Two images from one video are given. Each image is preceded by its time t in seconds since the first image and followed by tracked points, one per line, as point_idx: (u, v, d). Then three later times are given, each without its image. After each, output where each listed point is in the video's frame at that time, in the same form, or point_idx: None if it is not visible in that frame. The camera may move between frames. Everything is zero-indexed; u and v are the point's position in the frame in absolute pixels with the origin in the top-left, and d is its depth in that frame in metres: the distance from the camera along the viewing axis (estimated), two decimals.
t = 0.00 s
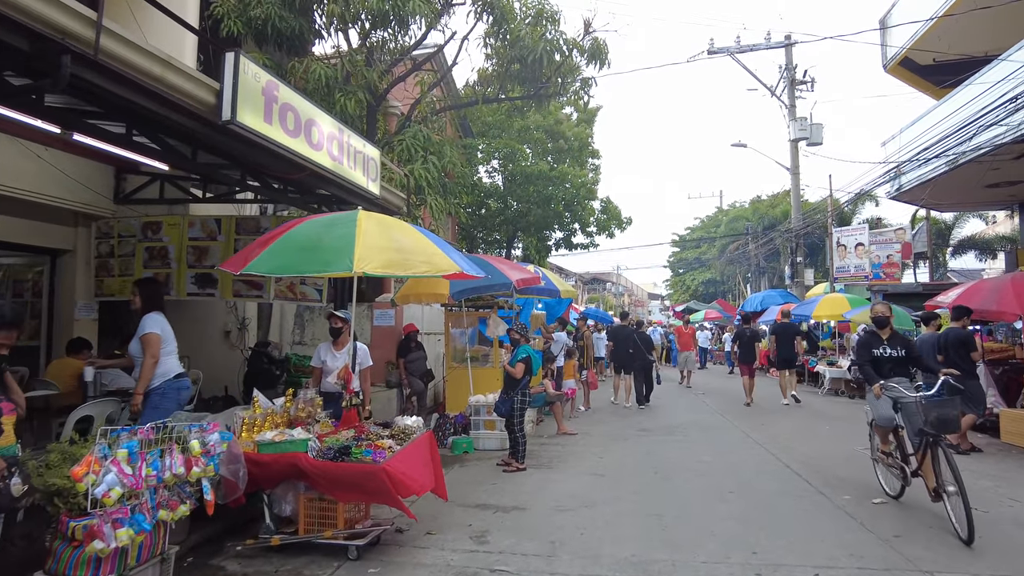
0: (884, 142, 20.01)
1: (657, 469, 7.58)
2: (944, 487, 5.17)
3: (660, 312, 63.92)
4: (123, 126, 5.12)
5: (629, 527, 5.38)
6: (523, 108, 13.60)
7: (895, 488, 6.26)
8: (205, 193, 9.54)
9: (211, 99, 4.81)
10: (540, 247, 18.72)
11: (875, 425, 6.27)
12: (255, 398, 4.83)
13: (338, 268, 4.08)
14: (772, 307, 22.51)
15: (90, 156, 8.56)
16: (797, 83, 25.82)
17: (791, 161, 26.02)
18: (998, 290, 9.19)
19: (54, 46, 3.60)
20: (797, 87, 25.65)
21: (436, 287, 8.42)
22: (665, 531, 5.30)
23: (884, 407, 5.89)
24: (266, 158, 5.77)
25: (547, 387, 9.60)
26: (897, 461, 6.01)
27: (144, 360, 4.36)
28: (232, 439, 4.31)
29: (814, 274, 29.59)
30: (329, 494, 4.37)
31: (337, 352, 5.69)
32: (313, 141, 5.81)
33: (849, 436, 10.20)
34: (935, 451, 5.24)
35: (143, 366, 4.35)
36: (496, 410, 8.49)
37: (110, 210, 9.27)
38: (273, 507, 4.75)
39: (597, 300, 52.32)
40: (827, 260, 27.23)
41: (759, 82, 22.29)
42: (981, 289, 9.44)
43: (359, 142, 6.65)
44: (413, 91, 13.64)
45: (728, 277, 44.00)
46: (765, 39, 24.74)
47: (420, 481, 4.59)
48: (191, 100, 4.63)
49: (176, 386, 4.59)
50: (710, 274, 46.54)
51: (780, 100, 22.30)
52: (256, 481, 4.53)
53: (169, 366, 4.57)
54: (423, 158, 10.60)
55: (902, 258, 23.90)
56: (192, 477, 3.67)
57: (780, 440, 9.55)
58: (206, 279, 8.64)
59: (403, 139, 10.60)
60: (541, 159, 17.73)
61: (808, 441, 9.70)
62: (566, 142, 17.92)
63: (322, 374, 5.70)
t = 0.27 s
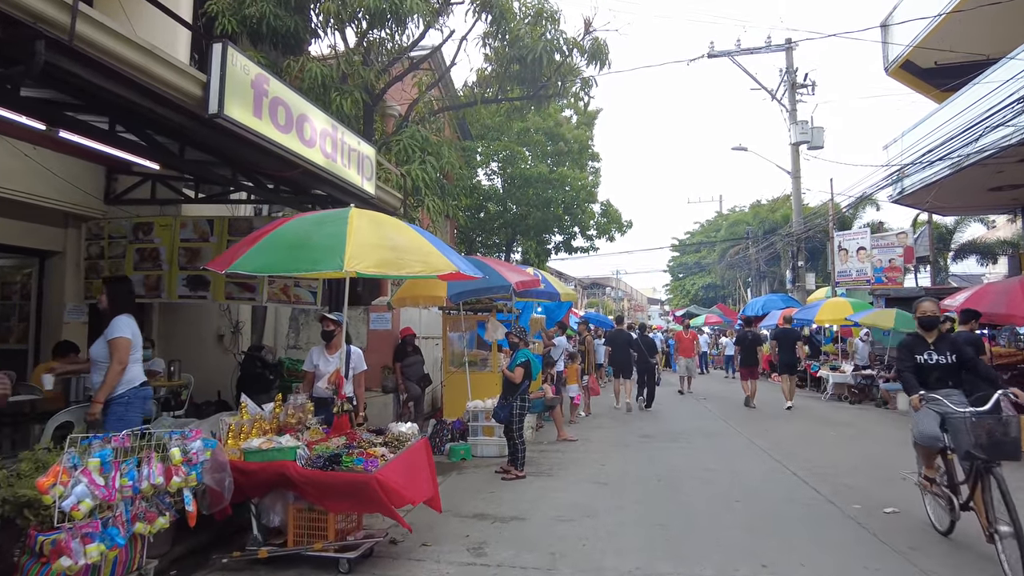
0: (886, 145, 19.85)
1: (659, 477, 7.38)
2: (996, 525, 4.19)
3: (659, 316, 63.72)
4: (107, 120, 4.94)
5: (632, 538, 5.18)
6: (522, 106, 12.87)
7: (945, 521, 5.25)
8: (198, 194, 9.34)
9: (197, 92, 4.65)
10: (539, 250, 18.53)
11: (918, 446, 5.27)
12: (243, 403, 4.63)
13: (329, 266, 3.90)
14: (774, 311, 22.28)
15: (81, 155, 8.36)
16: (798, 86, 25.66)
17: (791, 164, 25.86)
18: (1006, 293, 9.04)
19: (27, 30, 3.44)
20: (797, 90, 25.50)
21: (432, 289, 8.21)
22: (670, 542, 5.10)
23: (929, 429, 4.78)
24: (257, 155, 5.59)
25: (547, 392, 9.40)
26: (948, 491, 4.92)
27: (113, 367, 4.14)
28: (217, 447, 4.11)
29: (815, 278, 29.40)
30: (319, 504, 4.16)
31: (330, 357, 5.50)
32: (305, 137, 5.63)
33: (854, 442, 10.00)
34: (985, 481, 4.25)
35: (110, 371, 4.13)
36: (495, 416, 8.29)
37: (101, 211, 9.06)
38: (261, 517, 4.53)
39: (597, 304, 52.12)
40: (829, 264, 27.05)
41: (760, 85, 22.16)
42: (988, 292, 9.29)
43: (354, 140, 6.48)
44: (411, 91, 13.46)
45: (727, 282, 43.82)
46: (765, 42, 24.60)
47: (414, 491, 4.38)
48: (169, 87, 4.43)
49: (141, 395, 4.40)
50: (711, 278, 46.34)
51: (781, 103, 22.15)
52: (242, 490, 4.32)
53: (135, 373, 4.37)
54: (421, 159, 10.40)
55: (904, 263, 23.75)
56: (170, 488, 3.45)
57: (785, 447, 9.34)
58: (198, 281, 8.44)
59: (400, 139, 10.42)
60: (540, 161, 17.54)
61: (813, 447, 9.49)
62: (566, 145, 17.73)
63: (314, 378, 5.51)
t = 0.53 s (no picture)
0: (891, 150, 19.65)
1: (668, 489, 7.12)
2: None
3: (660, 322, 63.46)
4: (90, 114, 4.70)
5: (643, 556, 4.92)
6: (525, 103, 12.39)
7: None
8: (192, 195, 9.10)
9: (186, 85, 4.42)
10: (541, 255, 18.29)
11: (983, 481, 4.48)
12: (233, 414, 4.38)
13: (323, 270, 3.65)
14: (778, 317, 22.05)
15: (72, 155, 8.12)
16: (801, 90, 25.46)
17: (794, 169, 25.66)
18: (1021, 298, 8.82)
19: None
20: (800, 94, 25.31)
21: (432, 294, 7.97)
22: (682, 560, 4.84)
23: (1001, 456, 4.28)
24: (250, 153, 5.35)
25: (550, 400, 9.14)
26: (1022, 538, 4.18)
27: (81, 376, 3.90)
28: (204, 462, 3.85)
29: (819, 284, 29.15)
30: (313, 522, 3.90)
31: (326, 364, 5.25)
32: (301, 135, 5.40)
33: (865, 452, 9.74)
34: None
35: (78, 381, 3.88)
36: (497, 425, 8.03)
37: (92, 213, 8.82)
38: (251, 536, 4.27)
39: (597, 309, 51.88)
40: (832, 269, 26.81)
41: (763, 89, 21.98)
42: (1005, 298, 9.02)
43: (352, 138, 6.25)
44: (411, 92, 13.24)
45: (729, 287, 43.61)
46: (768, 46, 24.43)
47: (413, 509, 4.12)
48: (155, 78, 4.21)
49: (107, 407, 4.17)
50: (712, 284, 46.10)
51: (784, 108, 21.97)
52: (232, 507, 4.06)
53: (101, 384, 4.14)
54: (421, 161, 10.17)
55: (908, 269, 23.44)
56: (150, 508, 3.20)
57: (795, 457, 9.08)
58: (192, 286, 8.20)
59: (400, 141, 10.19)
60: (542, 165, 17.32)
61: (824, 457, 9.22)
62: (568, 148, 17.50)
63: (310, 387, 5.26)
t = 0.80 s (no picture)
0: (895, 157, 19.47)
1: (674, 504, 6.89)
2: None
3: (660, 330, 63.22)
4: (74, 111, 4.50)
5: None
6: (524, 113, 12.49)
7: None
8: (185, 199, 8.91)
9: (175, 82, 4.22)
10: (541, 262, 18.08)
11: None
12: (221, 428, 4.15)
13: (315, 274, 3.44)
14: (780, 325, 21.82)
15: (62, 158, 7.93)
16: (803, 97, 25.30)
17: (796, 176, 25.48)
18: None
19: None
20: (802, 101, 25.15)
21: (432, 301, 7.74)
22: None
23: None
24: (243, 154, 5.15)
25: (551, 409, 8.91)
26: None
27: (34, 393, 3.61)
28: (189, 479, 3.62)
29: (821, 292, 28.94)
30: (305, 543, 3.67)
31: (320, 375, 5.07)
32: (296, 135, 5.21)
33: (875, 464, 9.50)
34: None
35: (29, 398, 3.59)
36: (497, 436, 7.79)
37: (83, 217, 8.62)
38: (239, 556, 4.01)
39: (597, 316, 51.66)
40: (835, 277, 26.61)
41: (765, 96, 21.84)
42: (1017, 306, 8.88)
43: (349, 140, 6.05)
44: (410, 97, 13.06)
45: (729, 295, 43.36)
46: (770, 53, 24.30)
47: (410, 530, 3.90)
48: (138, 72, 4.02)
49: (55, 426, 3.85)
50: (712, 292, 45.91)
51: (785, 114, 21.82)
52: (219, 526, 3.83)
53: (51, 401, 3.84)
54: (420, 165, 9.96)
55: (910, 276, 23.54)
56: (127, 529, 2.98)
57: (803, 470, 8.85)
58: (184, 292, 7.96)
59: (399, 145, 10.00)
60: (543, 170, 17.13)
61: (833, 469, 8.98)
62: (569, 154, 17.31)
63: (304, 399, 5.08)
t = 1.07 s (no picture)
0: (897, 160, 19.29)
1: (678, 514, 6.66)
2: None
3: (659, 334, 62.98)
4: (48, 102, 4.28)
5: None
6: (523, 114, 12.29)
7: None
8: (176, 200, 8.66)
9: (154, 71, 4.01)
10: (540, 266, 17.85)
11: None
12: (201, 436, 3.92)
13: (298, 273, 3.20)
14: (782, 330, 21.57)
15: (48, 157, 7.67)
16: (804, 100, 25.13)
17: (797, 180, 25.29)
18: None
19: None
20: (803, 104, 24.98)
21: (428, 304, 7.51)
22: None
23: None
24: (229, 149, 4.94)
25: (551, 416, 8.67)
26: None
27: None
28: (163, 492, 3.39)
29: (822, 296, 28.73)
30: (287, 561, 3.43)
31: (309, 380, 4.86)
32: (284, 130, 4.99)
33: (882, 472, 9.26)
34: None
35: None
36: (495, 444, 7.55)
37: (71, 219, 8.37)
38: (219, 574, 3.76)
39: (596, 321, 51.42)
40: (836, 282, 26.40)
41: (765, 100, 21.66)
42: None
43: (340, 137, 5.83)
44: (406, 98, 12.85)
45: (729, 300, 43.11)
46: (770, 56, 24.14)
47: (400, 547, 3.65)
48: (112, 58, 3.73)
49: None
50: (712, 296, 45.72)
51: (786, 118, 21.64)
52: (196, 542, 3.59)
53: None
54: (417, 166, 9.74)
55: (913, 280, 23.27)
56: (88, 550, 2.74)
57: (809, 478, 8.61)
58: (173, 294, 7.66)
59: (395, 145, 9.78)
60: (541, 173, 16.92)
61: (840, 477, 8.74)
62: (568, 156, 17.11)
63: (293, 405, 4.87)
